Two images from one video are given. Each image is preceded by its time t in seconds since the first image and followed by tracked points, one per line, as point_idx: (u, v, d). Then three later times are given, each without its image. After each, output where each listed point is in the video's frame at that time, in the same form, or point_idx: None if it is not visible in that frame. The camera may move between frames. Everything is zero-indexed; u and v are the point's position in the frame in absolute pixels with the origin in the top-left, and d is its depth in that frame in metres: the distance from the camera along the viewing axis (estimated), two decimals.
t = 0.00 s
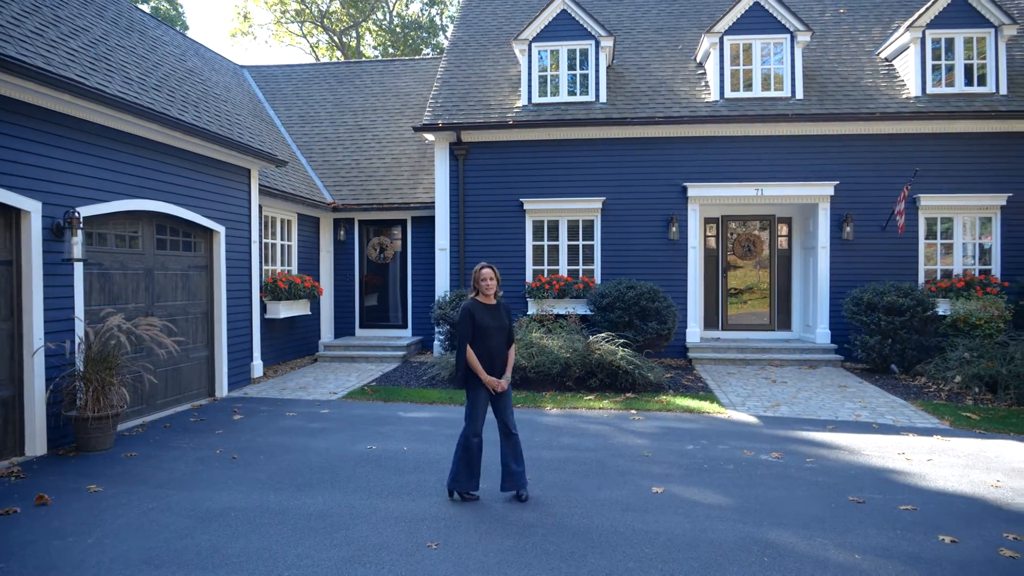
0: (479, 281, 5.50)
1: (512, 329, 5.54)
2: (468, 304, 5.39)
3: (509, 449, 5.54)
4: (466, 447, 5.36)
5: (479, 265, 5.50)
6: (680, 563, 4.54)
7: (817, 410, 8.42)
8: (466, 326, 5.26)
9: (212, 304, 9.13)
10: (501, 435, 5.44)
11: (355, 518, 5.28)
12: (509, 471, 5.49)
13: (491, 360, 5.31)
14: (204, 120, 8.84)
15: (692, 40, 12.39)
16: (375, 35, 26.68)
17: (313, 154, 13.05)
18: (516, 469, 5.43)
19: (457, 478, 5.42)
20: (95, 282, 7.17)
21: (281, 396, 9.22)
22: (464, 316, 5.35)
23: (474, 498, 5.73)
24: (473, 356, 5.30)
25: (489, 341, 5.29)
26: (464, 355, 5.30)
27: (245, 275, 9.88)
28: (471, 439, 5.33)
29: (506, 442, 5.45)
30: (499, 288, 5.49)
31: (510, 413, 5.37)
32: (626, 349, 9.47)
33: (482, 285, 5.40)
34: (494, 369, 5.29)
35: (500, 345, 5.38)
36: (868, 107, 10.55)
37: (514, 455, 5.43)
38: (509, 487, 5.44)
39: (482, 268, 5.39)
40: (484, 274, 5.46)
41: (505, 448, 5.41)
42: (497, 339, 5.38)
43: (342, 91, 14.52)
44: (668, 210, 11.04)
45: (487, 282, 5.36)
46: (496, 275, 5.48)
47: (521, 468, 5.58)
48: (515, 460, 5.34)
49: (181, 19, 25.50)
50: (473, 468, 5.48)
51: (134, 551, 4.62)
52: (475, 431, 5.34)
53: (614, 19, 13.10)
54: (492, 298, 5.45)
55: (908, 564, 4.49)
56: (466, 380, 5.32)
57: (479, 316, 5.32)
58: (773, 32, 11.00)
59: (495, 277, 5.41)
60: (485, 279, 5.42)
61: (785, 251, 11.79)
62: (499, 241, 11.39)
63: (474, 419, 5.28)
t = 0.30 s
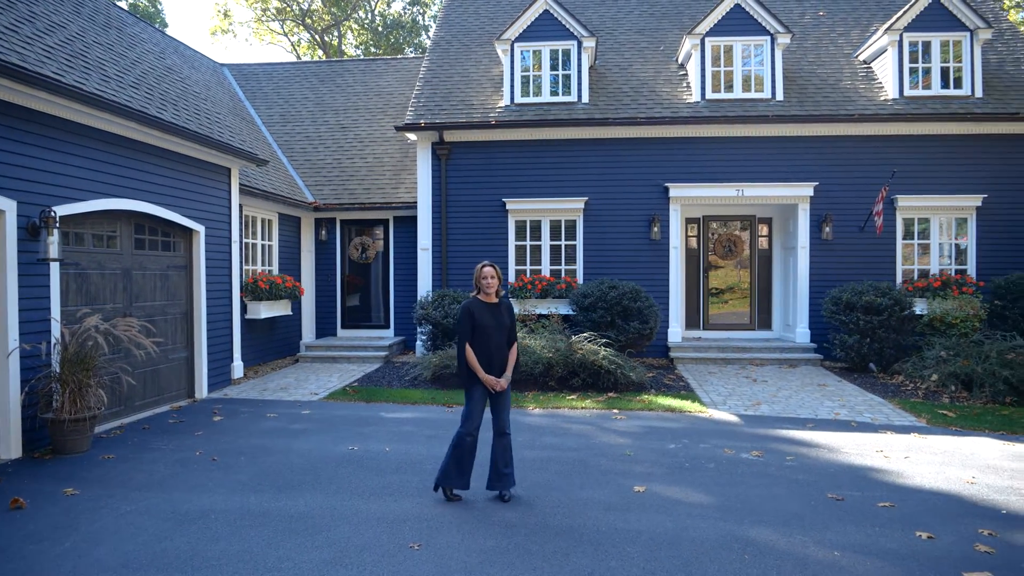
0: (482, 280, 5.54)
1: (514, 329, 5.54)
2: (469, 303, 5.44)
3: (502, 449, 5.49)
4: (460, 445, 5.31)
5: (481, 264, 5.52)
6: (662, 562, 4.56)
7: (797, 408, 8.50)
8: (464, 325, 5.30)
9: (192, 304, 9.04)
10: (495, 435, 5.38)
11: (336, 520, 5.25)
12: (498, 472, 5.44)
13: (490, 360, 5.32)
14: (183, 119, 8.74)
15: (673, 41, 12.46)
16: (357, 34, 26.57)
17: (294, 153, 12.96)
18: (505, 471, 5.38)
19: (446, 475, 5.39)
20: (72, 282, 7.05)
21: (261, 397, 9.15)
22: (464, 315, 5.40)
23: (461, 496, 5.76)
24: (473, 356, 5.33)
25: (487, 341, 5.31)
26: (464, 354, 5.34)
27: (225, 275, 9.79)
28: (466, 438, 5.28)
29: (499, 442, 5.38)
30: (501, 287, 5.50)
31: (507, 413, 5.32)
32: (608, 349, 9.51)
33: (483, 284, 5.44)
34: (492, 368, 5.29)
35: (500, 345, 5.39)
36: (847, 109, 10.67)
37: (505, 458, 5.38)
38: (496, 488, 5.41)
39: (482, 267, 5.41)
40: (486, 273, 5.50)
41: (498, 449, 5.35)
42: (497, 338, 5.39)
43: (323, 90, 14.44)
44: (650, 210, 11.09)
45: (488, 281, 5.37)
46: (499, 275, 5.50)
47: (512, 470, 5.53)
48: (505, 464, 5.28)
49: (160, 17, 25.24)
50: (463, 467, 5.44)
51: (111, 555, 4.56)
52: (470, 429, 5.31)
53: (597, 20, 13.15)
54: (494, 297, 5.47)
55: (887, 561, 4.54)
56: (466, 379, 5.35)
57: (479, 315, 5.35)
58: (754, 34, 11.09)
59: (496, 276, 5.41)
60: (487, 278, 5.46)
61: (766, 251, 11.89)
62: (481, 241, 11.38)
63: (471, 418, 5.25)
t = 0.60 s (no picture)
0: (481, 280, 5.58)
1: (508, 329, 5.51)
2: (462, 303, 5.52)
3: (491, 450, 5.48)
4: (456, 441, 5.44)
5: (479, 264, 5.57)
6: (644, 560, 4.58)
7: (776, 407, 8.58)
8: (453, 326, 5.41)
9: (170, 305, 8.94)
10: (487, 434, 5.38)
11: (317, 521, 5.22)
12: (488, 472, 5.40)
13: (475, 360, 5.37)
14: (161, 117, 8.65)
15: (654, 42, 12.52)
16: (338, 33, 26.44)
17: (275, 152, 12.87)
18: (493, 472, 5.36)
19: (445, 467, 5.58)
20: (47, 282, 6.93)
21: (241, 398, 9.07)
22: (455, 316, 5.48)
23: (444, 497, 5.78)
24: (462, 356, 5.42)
25: (473, 341, 5.37)
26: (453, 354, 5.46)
27: (205, 275, 9.69)
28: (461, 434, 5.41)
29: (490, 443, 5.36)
30: (496, 288, 5.49)
31: (497, 414, 5.31)
32: (590, 349, 9.55)
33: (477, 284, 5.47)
34: (477, 369, 5.35)
35: (488, 346, 5.39)
36: (825, 111, 10.79)
37: (492, 459, 5.33)
38: (483, 489, 5.39)
39: (476, 266, 5.46)
40: (483, 273, 5.53)
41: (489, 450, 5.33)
42: (486, 340, 5.40)
43: (305, 89, 14.35)
44: (631, 210, 11.15)
45: (480, 281, 5.41)
46: (494, 274, 5.48)
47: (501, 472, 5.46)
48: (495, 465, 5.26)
49: (139, 14, 24.95)
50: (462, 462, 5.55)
51: (87, 559, 4.50)
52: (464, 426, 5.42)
53: (578, 21, 13.18)
54: (490, 297, 5.49)
55: (865, 557, 4.60)
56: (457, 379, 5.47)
57: (469, 315, 5.42)
58: (734, 35, 11.18)
59: (490, 276, 5.41)
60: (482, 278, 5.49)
61: (746, 251, 12.00)
62: (463, 241, 11.36)
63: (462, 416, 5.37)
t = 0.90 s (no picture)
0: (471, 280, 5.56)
1: (494, 329, 5.44)
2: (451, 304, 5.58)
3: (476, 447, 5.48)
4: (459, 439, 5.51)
5: (469, 265, 5.56)
6: (625, 558, 4.61)
7: (755, 406, 8.66)
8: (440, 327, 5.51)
9: (149, 305, 8.84)
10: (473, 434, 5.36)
11: (298, 523, 5.19)
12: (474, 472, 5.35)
13: (457, 360, 5.40)
14: (139, 115, 8.54)
15: (636, 43, 12.58)
16: (319, 31, 26.27)
17: (255, 151, 12.77)
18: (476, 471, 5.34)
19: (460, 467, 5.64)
20: (22, 283, 6.82)
21: (221, 399, 8.99)
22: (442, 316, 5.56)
23: (427, 498, 5.77)
24: (448, 356, 5.48)
25: (454, 342, 5.41)
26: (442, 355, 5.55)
27: (184, 275, 9.59)
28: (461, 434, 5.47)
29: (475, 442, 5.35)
30: (483, 289, 5.44)
31: (479, 413, 5.26)
32: (571, 348, 9.59)
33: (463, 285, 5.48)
34: (459, 369, 5.38)
35: (470, 346, 5.38)
36: (804, 112, 10.90)
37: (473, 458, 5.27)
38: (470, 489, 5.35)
39: (463, 267, 5.47)
40: (471, 274, 5.53)
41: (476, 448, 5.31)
42: (469, 340, 5.40)
43: (285, 87, 14.25)
44: (613, 211, 11.19)
45: (464, 281, 5.43)
46: (479, 274, 5.44)
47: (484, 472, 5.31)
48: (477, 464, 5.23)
49: (116, 11, 24.63)
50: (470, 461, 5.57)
51: (63, 564, 4.43)
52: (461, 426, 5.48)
53: (560, 21, 13.21)
54: (476, 300, 5.48)
55: (844, 554, 4.65)
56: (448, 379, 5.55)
57: (453, 316, 5.47)
58: (715, 37, 11.26)
59: (474, 277, 5.39)
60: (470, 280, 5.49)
61: (726, 251, 12.09)
62: (445, 241, 11.35)
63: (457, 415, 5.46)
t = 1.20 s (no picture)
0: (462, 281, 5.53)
1: (481, 329, 5.42)
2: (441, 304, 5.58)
3: (460, 447, 5.44)
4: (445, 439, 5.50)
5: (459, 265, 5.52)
6: (607, 557, 4.62)
7: (736, 404, 8.74)
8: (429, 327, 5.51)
9: (126, 306, 8.73)
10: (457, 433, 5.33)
11: (279, 525, 5.16)
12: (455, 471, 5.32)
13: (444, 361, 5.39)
14: (117, 114, 8.44)
15: (618, 44, 12.63)
16: (300, 29, 26.09)
17: (235, 150, 12.66)
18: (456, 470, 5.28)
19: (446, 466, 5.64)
20: None
21: (201, 400, 8.91)
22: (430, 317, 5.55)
23: (409, 499, 5.75)
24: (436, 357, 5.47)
25: (441, 342, 5.40)
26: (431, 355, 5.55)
27: (163, 275, 9.49)
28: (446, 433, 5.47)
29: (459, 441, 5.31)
30: (472, 290, 5.43)
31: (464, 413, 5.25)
32: (554, 348, 9.61)
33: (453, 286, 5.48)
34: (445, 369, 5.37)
35: (457, 346, 5.37)
36: (784, 114, 10.99)
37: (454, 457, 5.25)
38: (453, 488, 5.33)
39: (454, 269, 5.46)
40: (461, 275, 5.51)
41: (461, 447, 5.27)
42: (456, 340, 5.38)
43: (266, 86, 14.14)
44: (595, 211, 11.23)
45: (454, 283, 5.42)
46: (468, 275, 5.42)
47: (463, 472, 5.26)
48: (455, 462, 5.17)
49: (93, 7, 24.31)
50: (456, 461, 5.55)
51: (38, 569, 4.37)
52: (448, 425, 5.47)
53: (542, 21, 13.23)
54: (466, 301, 5.47)
55: (823, 551, 4.70)
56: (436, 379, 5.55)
57: (441, 316, 5.46)
58: (696, 38, 11.33)
59: (463, 280, 5.38)
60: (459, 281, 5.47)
61: (707, 252, 12.17)
62: (427, 241, 11.32)
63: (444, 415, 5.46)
